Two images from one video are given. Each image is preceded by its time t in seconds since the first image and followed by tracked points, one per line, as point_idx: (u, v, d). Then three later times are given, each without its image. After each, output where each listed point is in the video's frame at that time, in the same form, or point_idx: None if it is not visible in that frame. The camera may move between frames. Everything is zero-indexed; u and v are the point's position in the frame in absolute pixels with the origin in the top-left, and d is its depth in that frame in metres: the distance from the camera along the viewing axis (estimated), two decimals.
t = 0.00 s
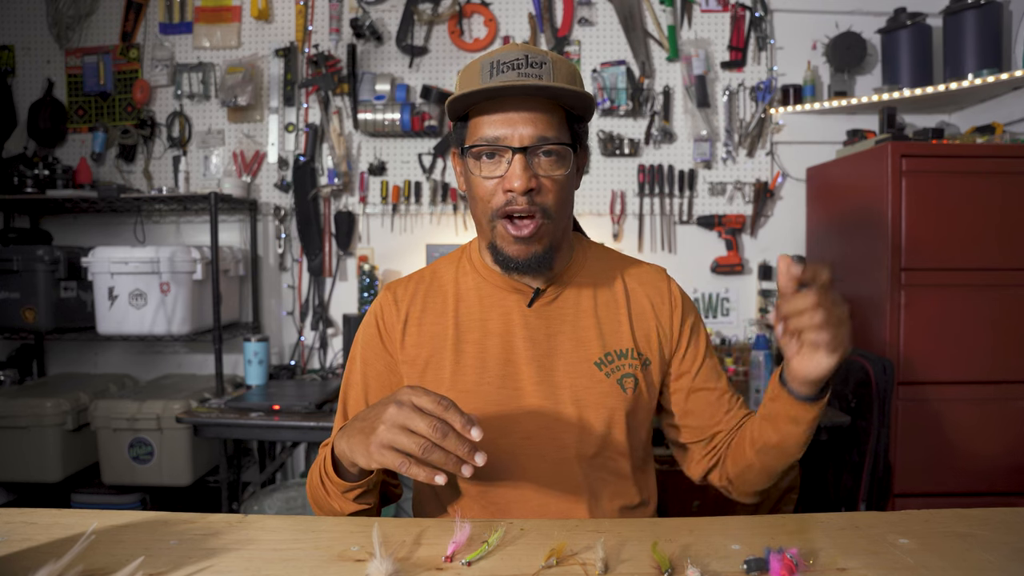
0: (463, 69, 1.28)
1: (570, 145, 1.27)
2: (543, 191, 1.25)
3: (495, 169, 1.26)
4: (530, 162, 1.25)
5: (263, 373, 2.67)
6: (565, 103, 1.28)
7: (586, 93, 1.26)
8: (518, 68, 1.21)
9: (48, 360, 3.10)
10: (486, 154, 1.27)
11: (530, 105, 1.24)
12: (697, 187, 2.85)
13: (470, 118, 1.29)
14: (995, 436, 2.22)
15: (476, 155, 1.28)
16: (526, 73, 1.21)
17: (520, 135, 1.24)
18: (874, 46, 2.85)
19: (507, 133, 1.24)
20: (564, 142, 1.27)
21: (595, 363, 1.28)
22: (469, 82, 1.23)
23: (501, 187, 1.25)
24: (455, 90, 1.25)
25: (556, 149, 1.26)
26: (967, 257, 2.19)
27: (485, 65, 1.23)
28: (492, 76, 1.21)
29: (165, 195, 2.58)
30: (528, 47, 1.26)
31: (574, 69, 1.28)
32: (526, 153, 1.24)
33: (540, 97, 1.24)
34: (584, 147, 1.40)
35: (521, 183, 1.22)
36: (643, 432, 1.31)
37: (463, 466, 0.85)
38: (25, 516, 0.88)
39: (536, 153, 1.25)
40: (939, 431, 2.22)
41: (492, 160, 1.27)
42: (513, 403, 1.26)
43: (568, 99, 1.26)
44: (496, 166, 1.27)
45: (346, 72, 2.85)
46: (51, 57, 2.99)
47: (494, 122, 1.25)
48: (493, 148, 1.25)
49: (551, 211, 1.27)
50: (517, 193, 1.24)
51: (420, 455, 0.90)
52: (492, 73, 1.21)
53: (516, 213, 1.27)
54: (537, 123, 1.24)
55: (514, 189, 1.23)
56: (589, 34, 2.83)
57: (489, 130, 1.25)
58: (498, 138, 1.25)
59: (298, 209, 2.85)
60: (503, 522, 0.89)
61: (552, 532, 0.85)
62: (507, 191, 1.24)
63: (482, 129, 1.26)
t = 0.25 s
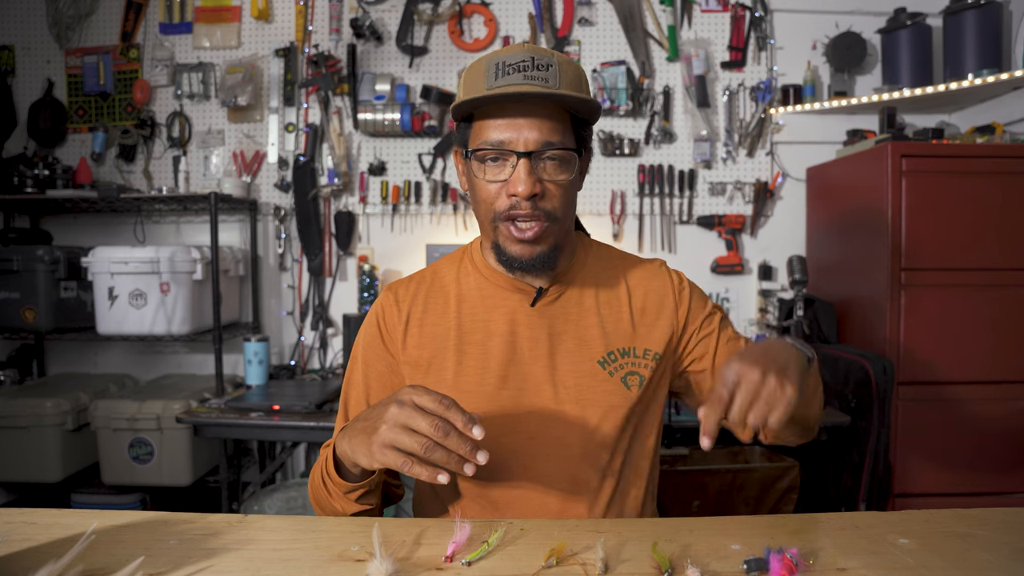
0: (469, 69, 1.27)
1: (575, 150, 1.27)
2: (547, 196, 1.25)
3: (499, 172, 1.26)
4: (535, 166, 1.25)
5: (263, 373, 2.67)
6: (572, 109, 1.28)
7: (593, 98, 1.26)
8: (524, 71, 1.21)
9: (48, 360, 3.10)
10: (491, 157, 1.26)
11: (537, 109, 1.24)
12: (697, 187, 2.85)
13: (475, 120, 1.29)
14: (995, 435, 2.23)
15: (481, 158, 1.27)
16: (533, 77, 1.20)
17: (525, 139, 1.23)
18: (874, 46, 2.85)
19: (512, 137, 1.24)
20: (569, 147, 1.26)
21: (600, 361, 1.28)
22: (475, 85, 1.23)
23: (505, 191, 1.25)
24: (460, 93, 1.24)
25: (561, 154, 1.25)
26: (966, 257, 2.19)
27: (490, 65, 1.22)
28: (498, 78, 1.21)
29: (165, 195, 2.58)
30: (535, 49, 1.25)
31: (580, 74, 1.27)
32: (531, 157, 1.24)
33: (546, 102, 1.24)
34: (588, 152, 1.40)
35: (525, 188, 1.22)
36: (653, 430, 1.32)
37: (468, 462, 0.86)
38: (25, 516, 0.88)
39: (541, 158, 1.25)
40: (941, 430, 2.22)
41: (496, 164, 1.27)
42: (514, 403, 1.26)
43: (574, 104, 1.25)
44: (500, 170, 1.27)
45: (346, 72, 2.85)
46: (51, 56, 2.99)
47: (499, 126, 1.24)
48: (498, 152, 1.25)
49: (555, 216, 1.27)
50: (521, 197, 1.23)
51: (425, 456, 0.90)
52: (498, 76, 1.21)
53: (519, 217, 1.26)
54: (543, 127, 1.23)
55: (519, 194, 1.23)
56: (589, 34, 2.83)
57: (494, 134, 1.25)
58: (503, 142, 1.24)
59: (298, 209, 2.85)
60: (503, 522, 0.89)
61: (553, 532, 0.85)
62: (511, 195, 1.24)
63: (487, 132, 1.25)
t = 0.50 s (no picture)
0: (462, 70, 1.27)
1: (571, 147, 1.27)
2: (545, 194, 1.25)
3: (496, 173, 1.27)
4: (532, 166, 1.25)
5: (263, 373, 2.67)
6: (566, 105, 1.27)
7: (586, 94, 1.26)
8: (516, 70, 1.21)
9: (48, 360, 3.10)
10: (487, 158, 1.27)
11: (530, 107, 1.24)
12: (697, 187, 2.85)
13: (469, 121, 1.29)
14: (994, 435, 2.23)
15: (477, 160, 1.27)
16: (525, 75, 1.21)
17: (521, 139, 1.24)
18: (874, 46, 2.85)
19: (507, 137, 1.24)
20: (565, 144, 1.26)
21: (602, 362, 1.28)
22: (468, 86, 1.23)
23: (502, 192, 1.25)
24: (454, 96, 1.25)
25: (558, 151, 1.25)
26: (966, 257, 2.19)
27: (482, 67, 1.23)
28: (490, 79, 1.21)
29: (165, 195, 2.58)
30: (526, 47, 1.25)
31: (573, 70, 1.27)
32: (527, 156, 1.24)
33: (540, 100, 1.24)
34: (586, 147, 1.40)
35: (523, 188, 1.22)
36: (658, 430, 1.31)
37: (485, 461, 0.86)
38: (25, 516, 0.88)
39: (538, 156, 1.25)
40: (940, 432, 2.22)
41: (493, 164, 1.27)
42: (515, 403, 1.26)
43: (568, 101, 1.25)
44: (497, 170, 1.27)
45: (346, 72, 2.85)
46: (51, 56, 2.98)
47: (494, 126, 1.24)
48: (494, 152, 1.25)
49: (554, 214, 1.27)
50: (519, 197, 1.23)
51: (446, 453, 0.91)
52: (491, 77, 1.21)
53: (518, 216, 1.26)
54: (537, 125, 1.23)
55: (516, 194, 1.23)
56: (589, 34, 2.83)
57: (490, 135, 1.25)
58: (499, 143, 1.24)
59: (298, 209, 2.85)
60: (503, 522, 0.89)
61: (553, 532, 0.85)
62: (509, 196, 1.24)
63: (482, 134, 1.25)
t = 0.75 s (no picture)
0: (465, 66, 1.27)
1: (574, 144, 1.27)
2: (547, 190, 1.25)
3: (498, 168, 1.26)
4: (534, 162, 1.25)
5: (263, 373, 2.67)
6: (569, 102, 1.28)
7: (590, 92, 1.26)
8: (520, 66, 1.20)
9: (48, 360, 3.10)
10: (489, 154, 1.26)
11: (534, 104, 1.24)
12: (697, 187, 2.85)
13: (473, 117, 1.29)
14: (995, 435, 2.23)
15: (479, 155, 1.27)
16: (529, 71, 1.20)
17: (523, 134, 1.24)
18: (874, 46, 2.85)
19: (510, 132, 1.24)
20: (567, 141, 1.27)
21: (601, 362, 1.28)
22: (472, 81, 1.23)
23: (503, 187, 1.25)
24: (457, 91, 1.25)
25: (560, 148, 1.25)
26: (966, 257, 2.19)
27: (486, 63, 1.22)
28: (494, 74, 1.20)
29: (165, 195, 2.58)
30: (530, 46, 1.25)
31: (576, 68, 1.27)
32: (529, 152, 1.24)
33: (544, 96, 1.24)
34: (587, 146, 1.40)
35: (525, 183, 1.22)
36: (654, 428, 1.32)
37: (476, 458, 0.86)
38: (25, 516, 0.88)
39: (540, 152, 1.25)
40: (939, 433, 2.22)
41: (495, 160, 1.27)
42: (515, 403, 1.26)
43: (572, 98, 1.26)
44: (499, 166, 1.27)
45: (346, 72, 2.85)
46: (51, 56, 2.99)
47: (497, 122, 1.24)
48: (496, 148, 1.25)
49: (556, 209, 1.26)
50: (521, 192, 1.23)
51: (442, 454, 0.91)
52: (495, 72, 1.21)
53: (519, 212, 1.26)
54: (540, 122, 1.24)
55: (518, 189, 1.22)
56: (589, 34, 2.83)
57: (492, 130, 1.25)
58: (501, 138, 1.24)
59: (298, 209, 2.85)
60: (503, 522, 0.89)
61: (553, 532, 0.85)
62: (510, 191, 1.24)
63: (485, 129, 1.26)
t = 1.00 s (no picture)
0: (464, 69, 1.27)
1: (572, 151, 1.27)
2: (543, 198, 1.25)
3: (495, 174, 1.26)
4: (531, 168, 1.25)
5: (263, 373, 2.67)
6: (567, 109, 1.28)
7: (588, 99, 1.26)
8: (518, 71, 1.21)
9: (48, 360, 3.10)
10: (486, 159, 1.27)
11: (532, 109, 1.23)
12: (697, 187, 2.85)
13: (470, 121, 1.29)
14: (995, 435, 2.23)
15: (477, 160, 1.27)
16: (527, 77, 1.20)
17: (520, 141, 1.24)
18: (874, 46, 2.85)
19: (507, 139, 1.24)
20: (565, 147, 1.26)
21: (600, 363, 1.28)
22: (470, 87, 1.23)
23: (500, 194, 1.26)
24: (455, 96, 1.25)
25: (558, 155, 1.25)
26: (966, 257, 2.19)
27: (484, 68, 1.23)
28: (492, 80, 1.21)
29: (165, 195, 2.58)
30: (529, 49, 1.25)
31: (576, 73, 1.27)
32: (526, 159, 1.24)
33: (542, 103, 1.24)
34: (586, 150, 1.40)
35: (521, 190, 1.23)
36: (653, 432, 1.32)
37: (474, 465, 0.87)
38: (25, 516, 0.88)
39: (537, 159, 1.25)
40: (937, 434, 2.22)
41: (492, 165, 1.27)
42: (514, 403, 1.26)
43: (571, 106, 1.25)
44: (496, 171, 1.27)
45: (346, 72, 2.85)
46: (51, 57, 2.99)
47: (494, 128, 1.24)
48: (493, 154, 1.25)
49: (552, 216, 1.27)
50: (517, 200, 1.24)
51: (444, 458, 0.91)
52: (493, 77, 1.21)
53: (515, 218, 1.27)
54: (538, 127, 1.23)
55: (514, 196, 1.24)
56: (589, 34, 2.83)
57: (490, 136, 1.24)
58: (499, 145, 1.24)
59: (298, 209, 2.85)
60: (503, 522, 0.89)
61: (552, 532, 0.85)
62: (507, 198, 1.25)
63: (482, 134, 1.25)
